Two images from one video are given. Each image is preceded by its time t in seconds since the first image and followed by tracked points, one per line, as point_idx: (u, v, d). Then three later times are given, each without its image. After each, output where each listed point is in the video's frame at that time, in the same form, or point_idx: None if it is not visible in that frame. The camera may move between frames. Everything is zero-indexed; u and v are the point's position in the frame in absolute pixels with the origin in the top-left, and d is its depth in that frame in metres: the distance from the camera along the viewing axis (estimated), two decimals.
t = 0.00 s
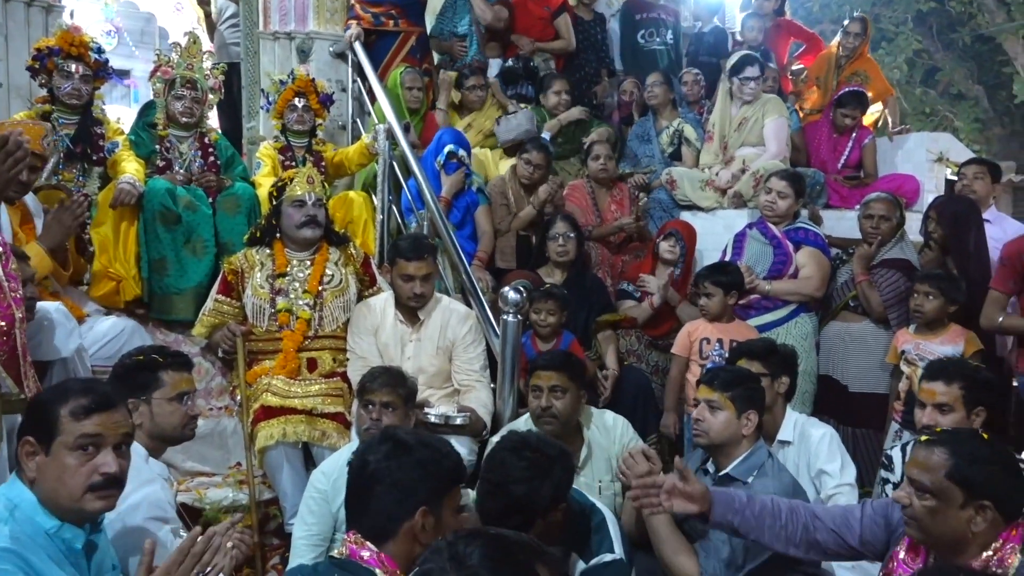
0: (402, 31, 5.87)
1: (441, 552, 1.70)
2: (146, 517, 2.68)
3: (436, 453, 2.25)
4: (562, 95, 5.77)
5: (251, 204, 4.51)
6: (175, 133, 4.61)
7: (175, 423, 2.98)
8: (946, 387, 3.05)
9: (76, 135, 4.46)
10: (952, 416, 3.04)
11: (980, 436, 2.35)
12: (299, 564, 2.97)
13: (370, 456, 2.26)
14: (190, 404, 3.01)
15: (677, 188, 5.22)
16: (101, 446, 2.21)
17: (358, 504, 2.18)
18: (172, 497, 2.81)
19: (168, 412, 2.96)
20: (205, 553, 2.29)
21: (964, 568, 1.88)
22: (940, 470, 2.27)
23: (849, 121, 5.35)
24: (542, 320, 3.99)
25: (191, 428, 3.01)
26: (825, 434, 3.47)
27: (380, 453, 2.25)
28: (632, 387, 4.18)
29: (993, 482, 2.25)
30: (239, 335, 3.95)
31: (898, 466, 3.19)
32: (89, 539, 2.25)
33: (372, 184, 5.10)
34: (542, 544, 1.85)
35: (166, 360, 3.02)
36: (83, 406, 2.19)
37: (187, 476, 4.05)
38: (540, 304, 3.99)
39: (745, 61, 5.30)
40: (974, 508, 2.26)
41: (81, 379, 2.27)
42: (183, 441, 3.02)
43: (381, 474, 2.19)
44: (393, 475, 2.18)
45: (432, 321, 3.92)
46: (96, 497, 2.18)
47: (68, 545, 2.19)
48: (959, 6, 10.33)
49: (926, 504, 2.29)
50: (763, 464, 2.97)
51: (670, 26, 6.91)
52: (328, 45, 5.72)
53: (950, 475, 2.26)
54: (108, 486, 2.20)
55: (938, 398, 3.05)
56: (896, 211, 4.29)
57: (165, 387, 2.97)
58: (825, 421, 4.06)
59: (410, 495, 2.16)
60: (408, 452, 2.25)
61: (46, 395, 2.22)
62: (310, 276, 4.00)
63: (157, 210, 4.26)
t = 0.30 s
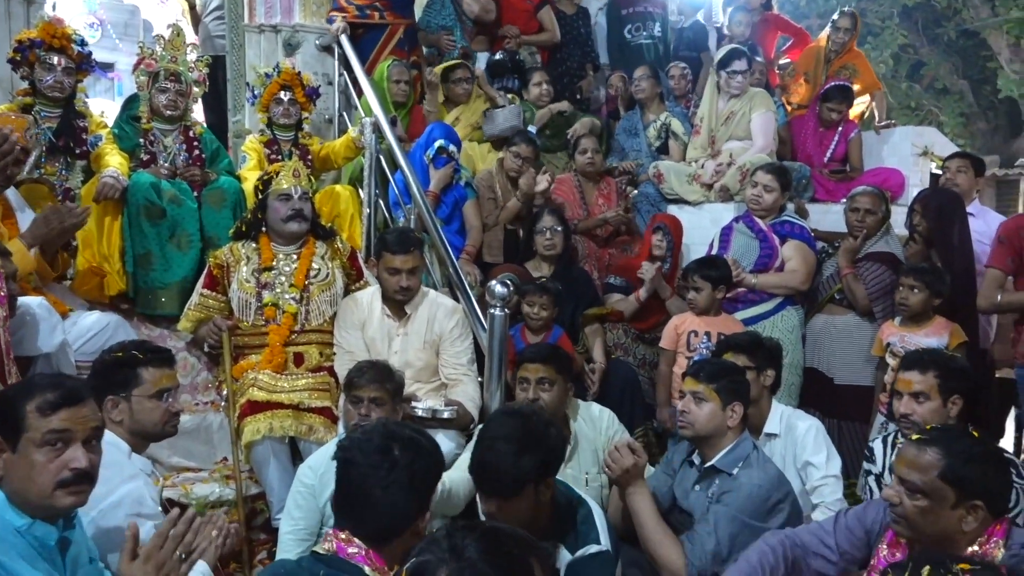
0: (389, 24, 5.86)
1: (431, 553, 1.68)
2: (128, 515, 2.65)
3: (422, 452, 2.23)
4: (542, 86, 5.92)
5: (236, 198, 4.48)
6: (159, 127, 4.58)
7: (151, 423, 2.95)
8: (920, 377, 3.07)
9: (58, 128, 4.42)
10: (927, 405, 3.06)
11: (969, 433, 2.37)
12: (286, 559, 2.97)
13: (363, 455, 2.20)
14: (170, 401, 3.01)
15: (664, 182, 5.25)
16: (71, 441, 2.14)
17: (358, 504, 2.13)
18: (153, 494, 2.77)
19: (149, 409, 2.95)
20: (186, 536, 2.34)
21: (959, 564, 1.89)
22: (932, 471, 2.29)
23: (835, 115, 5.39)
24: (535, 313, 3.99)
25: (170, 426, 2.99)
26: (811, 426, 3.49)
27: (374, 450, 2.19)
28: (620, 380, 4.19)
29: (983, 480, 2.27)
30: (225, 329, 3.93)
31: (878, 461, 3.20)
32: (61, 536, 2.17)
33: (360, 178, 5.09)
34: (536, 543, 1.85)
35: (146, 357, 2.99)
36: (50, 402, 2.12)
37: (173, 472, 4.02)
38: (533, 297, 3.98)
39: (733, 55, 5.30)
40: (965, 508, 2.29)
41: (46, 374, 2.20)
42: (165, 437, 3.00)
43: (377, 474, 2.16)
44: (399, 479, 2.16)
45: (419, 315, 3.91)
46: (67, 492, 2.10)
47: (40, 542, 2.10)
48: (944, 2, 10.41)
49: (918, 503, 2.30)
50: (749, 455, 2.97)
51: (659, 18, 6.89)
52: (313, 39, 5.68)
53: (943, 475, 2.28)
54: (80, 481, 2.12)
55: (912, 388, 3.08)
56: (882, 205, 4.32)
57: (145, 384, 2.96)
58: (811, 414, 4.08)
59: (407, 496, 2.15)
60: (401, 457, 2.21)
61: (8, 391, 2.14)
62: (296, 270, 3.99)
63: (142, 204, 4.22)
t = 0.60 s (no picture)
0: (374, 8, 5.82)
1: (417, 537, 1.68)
2: (112, 500, 2.64)
3: (406, 438, 2.23)
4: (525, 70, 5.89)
5: (220, 183, 4.47)
6: (141, 111, 4.55)
7: (135, 405, 2.93)
8: (909, 363, 3.10)
9: (38, 111, 4.38)
10: (916, 392, 3.10)
11: (949, 421, 2.40)
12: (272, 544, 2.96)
13: (343, 443, 2.17)
14: (156, 389, 2.98)
15: (650, 169, 5.26)
16: (50, 426, 2.11)
17: (340, 495, 2.09)
18: (138, 478, 2.76)
19: (134, 397, 2.93)
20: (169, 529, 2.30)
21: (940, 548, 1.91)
22: (914, 459, 2.31)
23: (819, 102, 5.40)
24: (534, 302, 4.00)
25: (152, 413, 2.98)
26: (791, 411, 3.51)
27: (352, 436, 2.18)
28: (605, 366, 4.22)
29: (964, 468, 2.30)
30: (209, 315, 3.91)
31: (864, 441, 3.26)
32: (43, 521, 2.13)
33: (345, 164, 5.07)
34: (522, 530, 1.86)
35: (135, 344, 2.98)
36: (29, 386, 2.09)
37: (158, 458, 4.01)
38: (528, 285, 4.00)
39: (718, 41, 5.31)
40: (946, 495, 2.32)
41: (23, 359, 2.16)
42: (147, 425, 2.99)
43: (358, 464, 2.13)
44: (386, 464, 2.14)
45: (405, 301, 3.91)
46: (48, 478, 2.07)
47: (22, 527, 2.06)
48: None
49: (900, 492, 2.33)
50: (731, 440, 2.99)
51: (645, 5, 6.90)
52: (297, 22, 5.64)
53: (925, 464, 2.30)
54: (60, 467, 2.09)
55: (901, 373, 3.11)
56: (865, 193, 4.34)
57: (131, 371, 2.94)
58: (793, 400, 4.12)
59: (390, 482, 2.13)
60: (385, 444, 2.19)
61: None
62: (281, 256, 3.97)
63: (124, 189, 4.20)
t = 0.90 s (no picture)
0: None
1: (437, 521, 1.79)
2: (95, 488, 2.61)
3: (389, 424, 2.19)
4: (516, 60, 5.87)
5: (209, 171, 4.45)
6: (129, 99, 4.52)
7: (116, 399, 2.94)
8: (914, 351, 3.12)
9: (23, 99, 4.32)
10: (918, 379, 3.12)
11: (928, 406, 2.42)
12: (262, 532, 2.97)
13: (325, 433, 2.13)
14: (136, 377, 2.98)
15: (639, 158, 5.26)
16: (49, 417, 2.10)
17: (324, 482, 2.08)
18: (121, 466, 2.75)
19: (113, 385, 2.92)
20: (172, 508, 2.21)
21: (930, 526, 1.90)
22: (895, 445, 2.33)
23: (808, 92, 5.42)
24: (523, 291, 4.01)
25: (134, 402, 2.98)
26: (776, 399, 3.54)
27: (338, 409, 2.16)
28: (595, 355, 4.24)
29: (944, 453, 2.32)
30: (198, 304, 3.91)
31: (851, 427, 3.30)
32: (38, 510, 2.14)
33: (334, 153, 5.05)
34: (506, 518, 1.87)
35: (113, 332, 2.96)
36: (27, 376, 2.08)
37: (147, 447, 4.00)
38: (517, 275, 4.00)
39: (707, 29, 5.33)
40: (926, 479, 2.34)
41: (20, 349, 2.15)
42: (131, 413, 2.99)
43: (342, 452, 2.09)
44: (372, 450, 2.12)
45: (395, 290, 3.91)
46: (45, 469, 2.06)
47: (17, 517, 2.06)
48: None
49: (881, 477, 2.35)
50: (720, 428, 3.01)
51: None
52: (286, 10, 5.62)
53: (906, 449, 2.32)
54: (58, 458, 2.09)
55: (906, 360, 3.13)
56: (854, 181, 4.35)
57: (110, 360, 2.93)
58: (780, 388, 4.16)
59: (376, 468, 2.12)
60: (369, 432, 2.15)
61: None
62: (270, 245, 3.96)
63: (111, 177, 4.18)
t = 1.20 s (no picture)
0: None
1: (421, 505, 1.70)
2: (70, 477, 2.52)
3: (372, 408, 2.21)
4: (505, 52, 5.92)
5: (194, 163, 4.43)
6: (112, 90, 4.49)
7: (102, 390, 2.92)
8: (882, 340, 3.16)
9: (5, 91, 4.28)
10: (889, 367, 3.15)
11: (914, 391, 2.45)
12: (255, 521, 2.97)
13: (309, 420, 2.11)
14: (118, 368, 2.95)
15: (627, 149, 5.29)
16: (46, 413, 2.10)
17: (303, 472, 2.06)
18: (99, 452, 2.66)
19: (95, 375, 2.90)
20: (159, 521, 2.12)
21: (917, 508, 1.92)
22: (881, 429, 2.35)
23: (794, 84, 5.44)
24: (511, 282, 4.02)
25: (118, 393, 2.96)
26: (761, 387, 3.57)
27: (320, 393, 2.16)
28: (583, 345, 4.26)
29: (930, 437, 2.35)
30: (185, 297, 3.89)
31: (837, 417, 3.32)
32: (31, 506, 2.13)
33: (321, 145, 5.04)
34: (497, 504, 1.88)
35: (93, 322, 2.94)
36: (25, 372, 2.07)
37: (135, 441, 3.99)
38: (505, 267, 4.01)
39: (693, 20, 5.34)
40: (911, 463, 2.37)
41: (16, 344, 2.14)
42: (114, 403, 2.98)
43: (328, 438, 2.09)
44: (360, 440, 2.14)
45: (382, 282, 3.91)
46: (44, 464, 2.06)
47: (11, 514, 2.06)
48: None
49: (868, 461, 2.37)
50: (708, 417, 3.02)
51: None
52: None
53: (893, 433, 2.34)
54: (56, 453, 2.09)
55: (878, 350, 3.17)
56: (840, 171, 4.38)
57: (91, 350, 2.90)
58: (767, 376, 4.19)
59: (362, 456, 2.12)
60: (352, 416, 2.16)
61: None
62: (256, 237, 3.94)
63: (95, 169, 4.15)
